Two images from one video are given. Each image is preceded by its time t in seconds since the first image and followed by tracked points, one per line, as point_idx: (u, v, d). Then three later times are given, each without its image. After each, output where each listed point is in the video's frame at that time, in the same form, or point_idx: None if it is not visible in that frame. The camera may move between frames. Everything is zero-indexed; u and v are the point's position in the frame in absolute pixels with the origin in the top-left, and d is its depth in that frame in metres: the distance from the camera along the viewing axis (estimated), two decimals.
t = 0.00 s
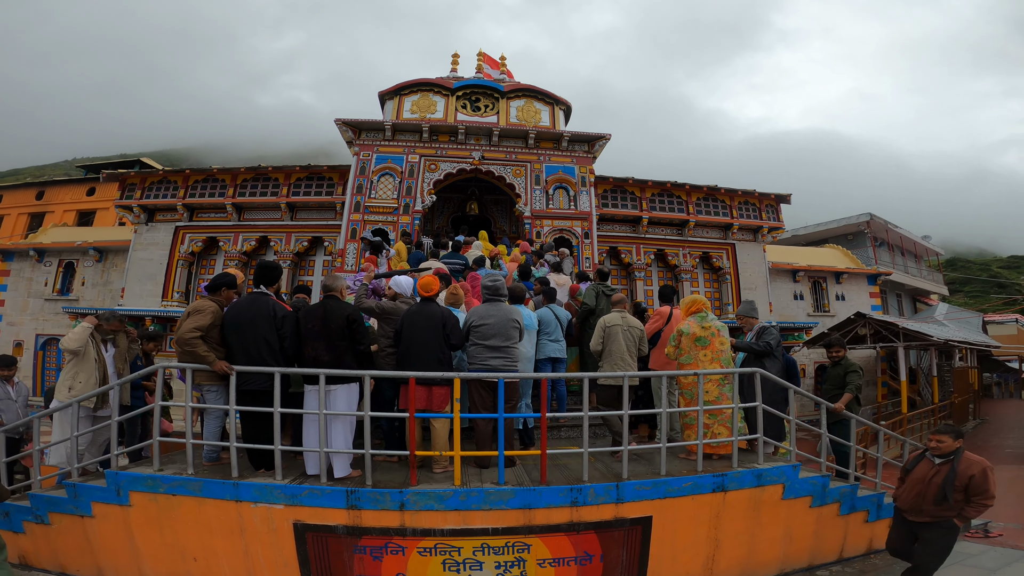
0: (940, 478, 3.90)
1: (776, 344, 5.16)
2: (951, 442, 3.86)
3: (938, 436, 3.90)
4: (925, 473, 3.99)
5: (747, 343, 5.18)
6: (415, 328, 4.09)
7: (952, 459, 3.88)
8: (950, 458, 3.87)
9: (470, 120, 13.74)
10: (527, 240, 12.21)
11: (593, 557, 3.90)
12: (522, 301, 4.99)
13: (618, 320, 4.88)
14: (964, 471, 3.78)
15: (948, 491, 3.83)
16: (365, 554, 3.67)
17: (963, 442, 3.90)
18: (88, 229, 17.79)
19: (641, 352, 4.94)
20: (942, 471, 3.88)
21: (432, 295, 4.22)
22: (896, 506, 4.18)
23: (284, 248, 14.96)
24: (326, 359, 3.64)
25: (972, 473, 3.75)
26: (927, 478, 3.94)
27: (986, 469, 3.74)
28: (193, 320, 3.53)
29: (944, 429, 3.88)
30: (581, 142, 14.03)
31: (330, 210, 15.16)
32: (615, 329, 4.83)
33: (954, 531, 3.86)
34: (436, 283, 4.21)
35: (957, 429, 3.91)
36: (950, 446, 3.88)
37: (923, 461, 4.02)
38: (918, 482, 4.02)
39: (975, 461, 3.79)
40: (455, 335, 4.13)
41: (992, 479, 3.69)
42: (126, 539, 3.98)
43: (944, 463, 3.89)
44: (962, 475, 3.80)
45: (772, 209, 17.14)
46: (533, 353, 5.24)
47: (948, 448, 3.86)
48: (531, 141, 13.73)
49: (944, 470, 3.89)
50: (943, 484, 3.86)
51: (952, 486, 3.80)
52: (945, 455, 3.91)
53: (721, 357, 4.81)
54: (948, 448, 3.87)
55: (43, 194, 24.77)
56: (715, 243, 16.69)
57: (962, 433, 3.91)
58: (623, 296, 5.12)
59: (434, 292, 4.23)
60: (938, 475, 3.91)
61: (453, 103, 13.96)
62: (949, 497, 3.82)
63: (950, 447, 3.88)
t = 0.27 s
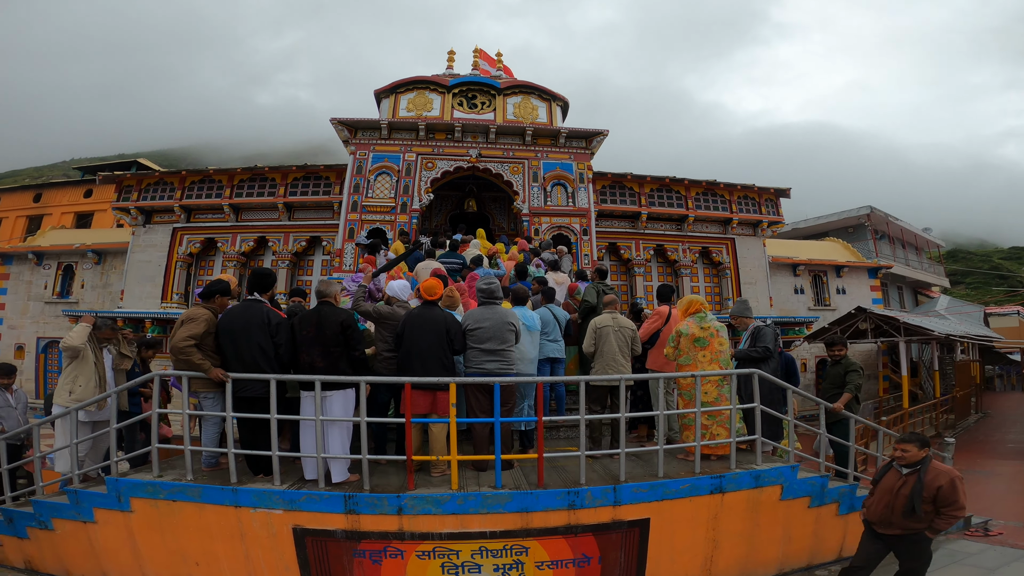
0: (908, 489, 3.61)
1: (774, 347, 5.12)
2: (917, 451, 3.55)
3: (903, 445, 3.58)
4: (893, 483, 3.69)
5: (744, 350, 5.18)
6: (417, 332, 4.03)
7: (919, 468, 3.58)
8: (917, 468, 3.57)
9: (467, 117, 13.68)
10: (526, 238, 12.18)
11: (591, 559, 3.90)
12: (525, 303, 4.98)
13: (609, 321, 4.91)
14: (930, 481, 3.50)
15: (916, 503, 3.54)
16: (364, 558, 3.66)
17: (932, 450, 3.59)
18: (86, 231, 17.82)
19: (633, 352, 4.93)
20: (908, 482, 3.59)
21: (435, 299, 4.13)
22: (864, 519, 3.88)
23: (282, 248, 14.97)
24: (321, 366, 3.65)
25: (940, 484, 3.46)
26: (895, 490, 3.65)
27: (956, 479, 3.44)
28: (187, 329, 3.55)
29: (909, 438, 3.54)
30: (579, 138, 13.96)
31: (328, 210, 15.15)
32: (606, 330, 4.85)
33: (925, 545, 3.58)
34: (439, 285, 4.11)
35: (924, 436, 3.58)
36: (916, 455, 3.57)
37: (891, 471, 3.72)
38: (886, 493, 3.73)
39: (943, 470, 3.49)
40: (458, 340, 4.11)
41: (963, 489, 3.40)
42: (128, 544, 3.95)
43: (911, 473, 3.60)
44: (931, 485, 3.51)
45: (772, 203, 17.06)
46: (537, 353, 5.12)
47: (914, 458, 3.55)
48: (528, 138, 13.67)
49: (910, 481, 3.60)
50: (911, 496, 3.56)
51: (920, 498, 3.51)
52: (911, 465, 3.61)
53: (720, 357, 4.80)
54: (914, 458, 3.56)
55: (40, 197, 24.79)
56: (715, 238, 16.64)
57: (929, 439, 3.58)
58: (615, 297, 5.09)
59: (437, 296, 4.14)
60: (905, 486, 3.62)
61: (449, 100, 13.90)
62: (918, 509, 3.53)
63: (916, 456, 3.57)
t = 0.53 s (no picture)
0: (865, 502, 3.47)
1: (771, 351, 5.11)
2: (873, 463, 3.43)
3: (858, 457, 3.46)
4: (849, 497, 3.54)
5: (741, 353, 5.20)
6: (419, 340, 3.93)
7: (875, 480, 3.45)
8: (873, 480, 3.44)
9: (467, 115, 13.61)
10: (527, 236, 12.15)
11: (590, 564, 3.87)
12: (529, 306, 4.82)
13: (597, 325, 4.84)
14: (887, 493, 3.37)
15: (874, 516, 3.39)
16: (365, 563, 3.64)
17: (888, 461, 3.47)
18: (89, 232, 17.92)
19: (625, 356, 4.87)
20: (865, 495, 3.45)
21: (438, 305, 4.04)
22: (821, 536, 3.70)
23: (284, 247, 14.99)
24: (318, 373, 3.64)
25: (897, 496, 3.33)
26: (851, 503, 3.50)
27: (913, 490, 3.32)
28: (184, 338, 3.55)
29: (863, 450, 3.44)
30: (580, 134, 13.87)
31: (328, 208, 15.15)
32: (593, 335, 4.80)
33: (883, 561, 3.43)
34: (442, 292, 4.03)
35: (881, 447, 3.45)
36: (873, 466, 3.44)
37: (847, 484, 3.57)
38: (842, 508, 3.57)
39: (900, 482, 3.36)
40: (461, 348, 3.99)
41: (919, 501, 3.28)
42: (132, 548, 3.97)
43: (868, 485, 3.46)
44: (887, 497, 3.38)
45: (775, 198, 16.91)
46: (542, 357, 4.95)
47: (870, 470, 3.42)
48: (529, 135, 13.59)
49: (867, 493, 3.46)
50: (868, 509, 3.42)
51: (877, 511, 3.37)
52: (868, 477, 3.46)
53: (722, 361, 4.79)
54: (870, 470, 3.43)
55: (43, 198, 24.94)
56: (719, 233, 16.53)
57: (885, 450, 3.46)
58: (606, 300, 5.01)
59: (440, 301, 4.06)
60: (862, 499, 3.48)
61: (448, 98, 13.83)
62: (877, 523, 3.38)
63: (872, 468, 3.44)
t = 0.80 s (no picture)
0: (831, 513, 3.36)
1: (765, 348, 4.98)
2: (843, 473, 3.28)
3: (828, 466, 3.30)
4: (816, 506, 3.43)
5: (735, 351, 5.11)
6: (416, 342, 3.85)
7: (843, 490, 3.34)
8: (841, 491, 3.32)
9: (467, 110, 13.51)
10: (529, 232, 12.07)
11: (590, 567, 3.83)
12: (529, 305, 4.67)
13: (589, 325, 4.76)
14: (854, 505, 3.25)
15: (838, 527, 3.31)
16: (364, 566, 3.62)
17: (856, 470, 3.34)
18: (92, 231, 17.99)
19: (618, 355, 4.81)
20: (832, 506, 3.35)
21: (433, 307, 3.96)
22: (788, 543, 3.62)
23: (285, 245, 14.99)
24: (314, 378, 3.60)
25: (862, 508, 3.22)
26: (817, 513, 3.40)
27: (880, 503, 3.21)
28: (179, 343, 3.52)
29: (833, 459, 3.27)
30: (582, 128, 13.73)
31: (330, 205, 15.12)
32: (585, 336, 4.72)
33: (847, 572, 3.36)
34: (437, 294, 3.93)
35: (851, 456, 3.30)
36: (841, 477, 3.30)
37: (815, 493, 3.46)
38: (809, 516, 3.48)
39: (867, 494, 3.25)
40: (458, 351, 3.91)
41: (886, 514, 3.17)
42: (133, 551, 3.96)
43: (836, 496, 3.34)
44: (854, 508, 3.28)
45: (781, 191, 16.71)
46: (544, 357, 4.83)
47: (839, 481, 3.28)
48: (530, 129, 13.47)
49: (834, 504, 3.35)
50: (833, 520, 3.32)
51: (842, 523, 3.27)
52: (836, 487, 3.34)
53: (727, 361, 4.65)
54: (839, 480, 3.29)
55: (46, 198, 25.05)
56: (723, 227, 16.37)
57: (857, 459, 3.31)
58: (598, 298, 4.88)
59: (435, 304, 3.97)
60: (828, 509, 3.37)
61: (448, 93, 13.71)
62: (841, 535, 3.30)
63: (840, 479, 3.31)
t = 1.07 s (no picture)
0: (800, 527, 3.21)
1: (765, 341, 4.89)
2: (820, 487, 3.11)
3: (804, 478, 3.13)
4: (785, 518, 3.28)
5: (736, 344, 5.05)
6: (420, 338, 3.80)
7: (817, 505, 3.17)
8: (815, 506, 3.15)
9: (471, 104, 13.40)
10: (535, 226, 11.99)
11: (598, 565, 3.78)
12: (532, 300, 4.59)
13: (592, 320, 4.68)
14: (824, 522, 3.10)
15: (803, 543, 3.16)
16: (370, 564, 3.60)
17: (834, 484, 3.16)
18: (98, 227, 18.06)
19: (621, 350, 4.73)
20: (802, 519, 3.19)
21: (437, 302, 3.89)
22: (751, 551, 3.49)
23: (290, 240, 15.00)
24: (319, 374, 3.56)
25: (834, 525, 3.07)
26: (786, 524, 3.24)
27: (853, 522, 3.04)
28: (181, 339, 3.50)
29: (811, 471, 3.10)
30: (588, 122, 13.60)
31: (334, 200, 15.08)
32: (588, 331, 4.65)
33: None
34: (441, 290, 3.88)
35: (831, 470, 3.12)
36: (817, 491, 3.13)
37: (787, 504, 3.29)
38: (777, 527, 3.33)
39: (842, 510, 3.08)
40: (461, 347, 3.85)
41: (856, 534, 3.02)
42: (140, 548, 3.95)
43: (808, 509, 3.17)
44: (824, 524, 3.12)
45: (789, 184, 16.51)
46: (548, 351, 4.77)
47: (814, 495, 3.12)
48: (535, 123, 13.35)
49: (804, 517, 3.19)
50: (800, 534, 3.17)
51: (809, 539, 3.12)
52: (810, 500, 3.18)
53: (737, 356, 4.57)
54: (813, 494, 3.13)
55: (52, 194, 25.15)
56: (730, 221, 16.21)
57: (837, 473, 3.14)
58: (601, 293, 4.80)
59: (440, 299, 3.90)
60: (797, 522, 3.22)
61: (452, 86, 13.60)
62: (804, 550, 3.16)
63: (816, 492, 3.14)
